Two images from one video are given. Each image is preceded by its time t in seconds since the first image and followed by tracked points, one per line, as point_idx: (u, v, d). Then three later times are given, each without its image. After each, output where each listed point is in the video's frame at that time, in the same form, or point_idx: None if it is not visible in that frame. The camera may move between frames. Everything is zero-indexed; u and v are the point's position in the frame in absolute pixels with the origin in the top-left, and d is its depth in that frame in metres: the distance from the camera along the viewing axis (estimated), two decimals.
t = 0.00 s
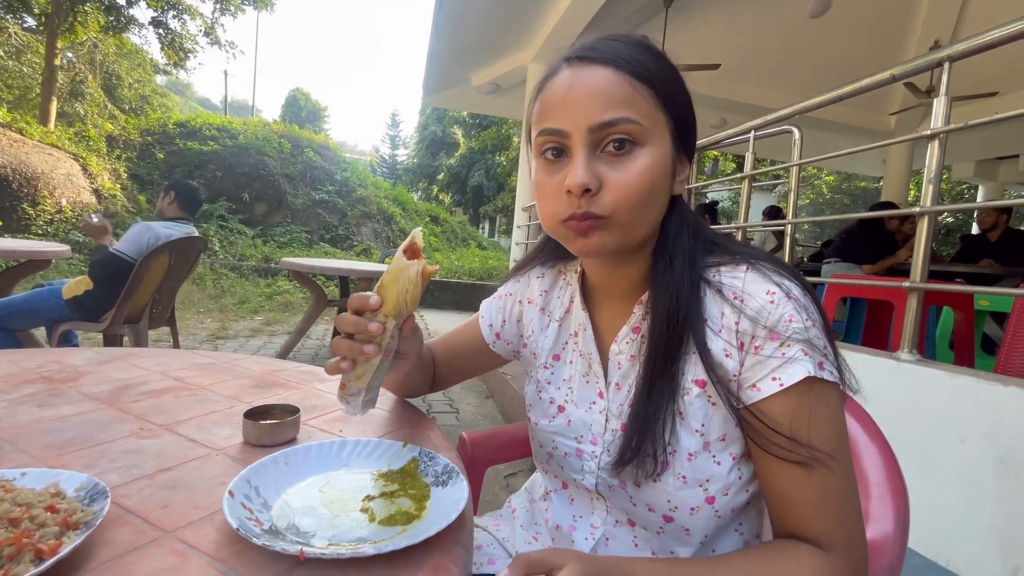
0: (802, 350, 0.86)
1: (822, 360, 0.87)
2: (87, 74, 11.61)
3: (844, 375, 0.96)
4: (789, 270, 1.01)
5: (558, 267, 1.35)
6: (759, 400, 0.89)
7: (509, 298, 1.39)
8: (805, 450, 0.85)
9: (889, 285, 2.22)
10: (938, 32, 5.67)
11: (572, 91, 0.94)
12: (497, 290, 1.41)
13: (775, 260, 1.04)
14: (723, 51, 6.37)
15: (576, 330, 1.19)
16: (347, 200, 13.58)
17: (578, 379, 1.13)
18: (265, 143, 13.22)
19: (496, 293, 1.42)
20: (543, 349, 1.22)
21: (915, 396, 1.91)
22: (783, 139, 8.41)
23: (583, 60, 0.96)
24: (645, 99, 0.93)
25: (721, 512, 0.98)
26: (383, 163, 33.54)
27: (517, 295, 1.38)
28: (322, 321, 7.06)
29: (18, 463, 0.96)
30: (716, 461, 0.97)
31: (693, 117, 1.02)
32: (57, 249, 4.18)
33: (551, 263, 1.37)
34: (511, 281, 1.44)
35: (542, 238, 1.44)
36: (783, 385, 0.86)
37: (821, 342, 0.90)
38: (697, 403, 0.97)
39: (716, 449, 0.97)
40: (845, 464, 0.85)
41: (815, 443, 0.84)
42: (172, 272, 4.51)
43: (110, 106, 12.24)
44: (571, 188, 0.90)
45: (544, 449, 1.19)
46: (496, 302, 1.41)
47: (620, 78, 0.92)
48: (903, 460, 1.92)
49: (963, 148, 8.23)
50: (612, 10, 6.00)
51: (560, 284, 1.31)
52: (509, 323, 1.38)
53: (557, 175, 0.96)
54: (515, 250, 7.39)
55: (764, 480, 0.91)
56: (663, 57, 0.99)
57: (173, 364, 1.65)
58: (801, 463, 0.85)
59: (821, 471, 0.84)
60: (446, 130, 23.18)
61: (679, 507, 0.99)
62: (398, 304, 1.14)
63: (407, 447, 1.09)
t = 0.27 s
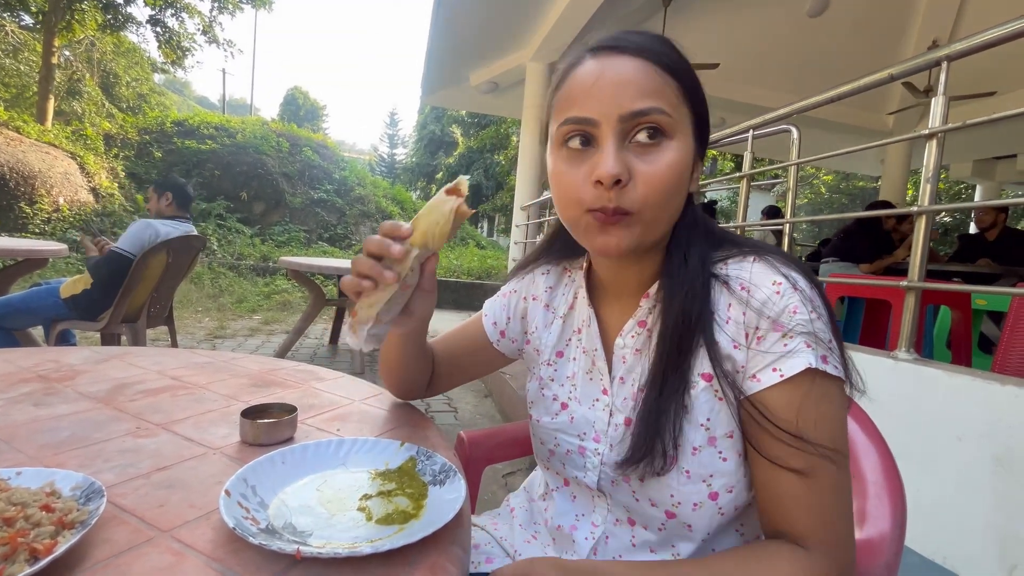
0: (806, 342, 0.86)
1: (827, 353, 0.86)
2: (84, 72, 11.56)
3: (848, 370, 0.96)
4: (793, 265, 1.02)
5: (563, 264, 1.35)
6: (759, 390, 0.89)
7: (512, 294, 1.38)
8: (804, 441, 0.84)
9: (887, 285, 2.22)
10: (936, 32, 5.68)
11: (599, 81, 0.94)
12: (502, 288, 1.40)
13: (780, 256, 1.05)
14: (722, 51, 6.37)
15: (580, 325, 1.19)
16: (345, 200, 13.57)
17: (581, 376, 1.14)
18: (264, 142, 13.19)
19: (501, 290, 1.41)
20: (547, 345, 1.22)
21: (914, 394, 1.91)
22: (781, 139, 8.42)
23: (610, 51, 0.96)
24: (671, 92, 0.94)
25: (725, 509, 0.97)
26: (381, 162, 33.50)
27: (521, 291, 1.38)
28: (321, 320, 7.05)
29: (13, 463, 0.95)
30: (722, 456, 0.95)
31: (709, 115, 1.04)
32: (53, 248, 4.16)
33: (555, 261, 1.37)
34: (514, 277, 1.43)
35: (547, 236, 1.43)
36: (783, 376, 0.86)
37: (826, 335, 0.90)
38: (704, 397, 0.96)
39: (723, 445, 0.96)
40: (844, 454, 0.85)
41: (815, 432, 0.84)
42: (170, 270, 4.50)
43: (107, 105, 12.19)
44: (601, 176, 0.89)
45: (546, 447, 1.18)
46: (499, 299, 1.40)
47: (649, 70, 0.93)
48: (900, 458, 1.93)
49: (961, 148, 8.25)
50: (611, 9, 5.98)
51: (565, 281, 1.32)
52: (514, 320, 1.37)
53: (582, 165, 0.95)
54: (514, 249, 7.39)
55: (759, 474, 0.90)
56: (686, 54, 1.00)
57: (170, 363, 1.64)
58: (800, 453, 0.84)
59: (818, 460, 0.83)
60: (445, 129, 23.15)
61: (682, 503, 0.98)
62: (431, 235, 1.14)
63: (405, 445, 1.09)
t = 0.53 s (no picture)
0: (822, 345, 0.87)
1: (842, 356, 0.87)
2: (83, 71, 11.55)
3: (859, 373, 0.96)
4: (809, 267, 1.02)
5: (569, 264, 1.36)
6: (774, 392, 0.89)
7: (517, 293, 1.38)
8: (819, 445, 0.84)
9: (886, 285, 2.23)
10: (935, 32, 5.69)
11: (626, 74, 0.94)
12: (507, 286, 1.40)
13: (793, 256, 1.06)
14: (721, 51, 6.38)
15: (587, 326, 1.19)
16: (345, 199, 13.57)
17: (588, 377, 1.14)
18: (263, 141, 13.18)
19: (505, 289, 1.42)
20: (552, 345, 1.23)
21: (912, 394, 1.91)
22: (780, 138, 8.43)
23: (637, 45, 0.96)
24: (697, 88, 0.95)
25: (733, 514, 0.97)
26: (381, 162, 33.49)
27: (526, 291, 1.38)
28: (320, 319, 7.06)
29: (11, 463, 0.95)
30: (733, 460, 0.96)
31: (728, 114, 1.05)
32: (52, 247, 4.16)
33: (561, 261, 1.38)
34: (519, 276, 1.43)
35: (552, 236, 1.43)
36: (799, 379, 0.86)
37: (841, 339, 0.90)
38: (717, 399, 0.97)
39: (733, 449, 0.96)
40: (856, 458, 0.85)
41: (828, 435, 0.85)
42: (169, 269, 4.50)
43: (106, 104, 12.18)
44: (629, 166, 0.88)
45: (550, 448, 1.18)
46: (503, 298, 1.40)
47: (676, 65, 0.94)
48: (898, 459, 1.93)
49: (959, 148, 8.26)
50: (610, 8, 5.99)
51: (571, 281, 1.32)
52: (519, 319, 1.37)
53: (606, 158, 0.94)
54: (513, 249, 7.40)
55: (772, 477, 0.91)
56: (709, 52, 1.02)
57: (168, 363, 1.64)
58: (814, 456, 0.84)
59: (835, 464, 0.84)
60: (444, 128, 23.13)
61: (691, 508, 0.98)
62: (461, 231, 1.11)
63: (404, 445, 1.09)
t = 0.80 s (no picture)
0: (831, 346, 0.86)
1: (850, 357, 0.86)
2: (83, 70, 11.53)
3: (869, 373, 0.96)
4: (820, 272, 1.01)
5: (576, 262, 1.36)
6: (781, 393, 0.89)
7: (523, 292, 1.39)
8: (828, 449, 0.84)
9: (885, 284, 2.23)
10: (935, 32, 5.69)
11: (622, 80, 0.93)
12: (512, 285, 1.40)
13: (804, 256, 1.06)
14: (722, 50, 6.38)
15: (592, 324, 1.19)
16: (345, 198, 13.57)
17: (592, 375, 1.14)
18: (263, 140, 13.18)
19: (510, 288, 1.41)
20: (558, 342, 1.23)
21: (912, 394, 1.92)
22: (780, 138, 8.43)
23: (634, 49, 0.96)
24: (696, 92, 0.93)
25: (736, 514, 0.97)
26: (380, 161, 33.46)
27: (532, 289, 1.38)
28: (320, 318, 7.06)
29: (12, 461, 0.95)
30: (737, 461, 0.96)
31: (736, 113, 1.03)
32: (51, 246, 4.16)
33: (567, 259, 1.38)
34: (525, 275, 1.44)
35: (559, 235, 1.44)
36: (808, 379, 0.86)
37: (850, 340, 0.90)
38: (724, 400, 0.97)
39: (738, 450, 0.96)
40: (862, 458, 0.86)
41: (837, 438, 0.85)
42: (169, 269, 4.51)
43: (105, 103, 12.16)
44: (621, 180, 0.88)
45: (554, 446, 1.18)
46: (509, 297, 1.40)
47: (673, 69, 0.92)
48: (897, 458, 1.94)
49: (959, 148, 8.27)
50: (610, 7, 5.99)
51: (577, 279, 1.32)
52: (524, 318, 1.36)
53: (603, 167, 0.95)
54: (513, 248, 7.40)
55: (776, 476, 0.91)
56: (711, 51, 1.00)
57: (168, 362, 1.64)
58: (824, 461, 0.84)
59: (846, 471, 0.84)
60: (444, 128, 23.11)
61: (694, 507, 0.98)
62: (418, 321, 1.25)
63: (404, 444, 1.09)
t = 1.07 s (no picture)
0: (835, 348, 0.86)
1: (856, 358, 0.86)
2: (84, 69, 11.55)
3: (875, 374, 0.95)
4: (829, 273, 0.99)
5: (581, 263, 1.36)
6: (784, 393, 0.89)
7: (528, 291, 1.38)
8: (832, 456, 0.83)
9: (887, 283, 2.22)
10: (938, 29, 5.67)
11: (600, 99, 0.90)
12: (517, 285, 1.39)
13: (811, 255, 1.05)
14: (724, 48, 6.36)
15: (599, 324, 1.19)
16: (346, 197, 13.58)
17: (598, 377, 1.15)
18: (264, 139, 13.19)
19: (515, 289, 1.41)
20: (564, 343, 1.23)
21: (914, 392, 1.91)
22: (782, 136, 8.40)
23: (620, 63, 0.91)
24: (683, 104, 0.88)
25: (741, 516, 0.98)
26: (381, 160, 33.45)
27: (538, 289, 1.37)
28: (321, 317, 7.07)
29: (16, 459, 0.96)
30: (744, 463, 0.96)
31: (744, 117, 0.96)
32: (54, 244, 4.17)
33: (574, 259, 1.38)
34: (531, 274, 1.44)
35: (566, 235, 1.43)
36: (812, 379, 0.86)
37: (855, 341, 0.90)
38: (729, 402, 0.97)
39: (745, 452, 0.96)
40: (867, 479, 0.85)
41: (842, 464, 0.83)
42: (170, 267, 4.51)
43: (107, 102, 12.19)
44: (592, 206, 0.88)
45: (558, 446, 1.18)
46: (514, 297, 1.40)
47: (653, 87, 0.87)
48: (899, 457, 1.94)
49: (962, 146, 8.24)
50: (612, 5, 5.97)
51: (583, 279, 1.32)
52: (529, 319, 1.36)
53: (583, 186, 0.95)
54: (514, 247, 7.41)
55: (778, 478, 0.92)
56: (708, 56, 0.92)
57: (170, 360, 1.64)
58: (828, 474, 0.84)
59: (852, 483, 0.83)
60: (445, 126, 23.08)
61: (700, 509, 0.99)
62: (406, 325, 1.26)
63: (406, 443, 1.09)
